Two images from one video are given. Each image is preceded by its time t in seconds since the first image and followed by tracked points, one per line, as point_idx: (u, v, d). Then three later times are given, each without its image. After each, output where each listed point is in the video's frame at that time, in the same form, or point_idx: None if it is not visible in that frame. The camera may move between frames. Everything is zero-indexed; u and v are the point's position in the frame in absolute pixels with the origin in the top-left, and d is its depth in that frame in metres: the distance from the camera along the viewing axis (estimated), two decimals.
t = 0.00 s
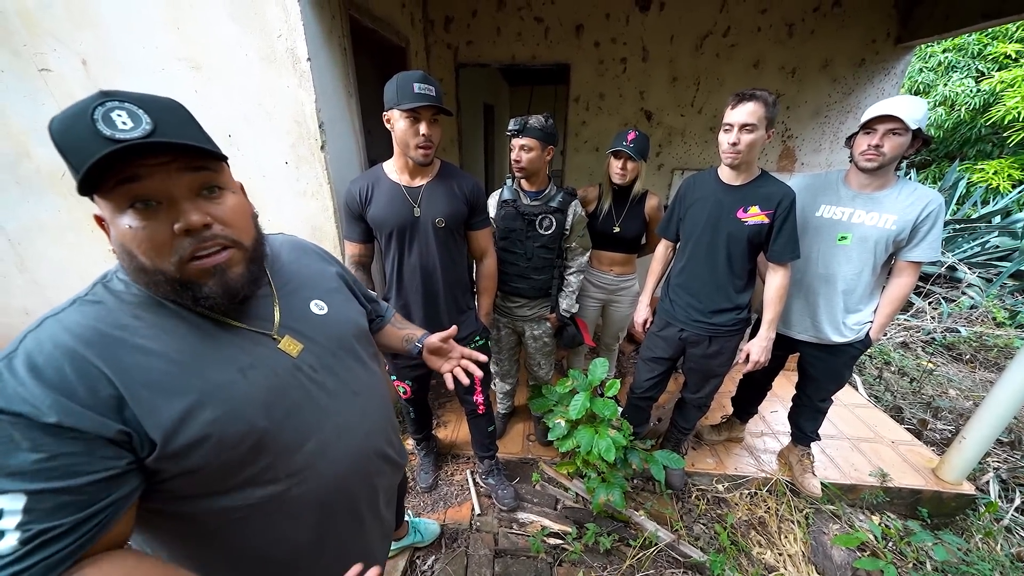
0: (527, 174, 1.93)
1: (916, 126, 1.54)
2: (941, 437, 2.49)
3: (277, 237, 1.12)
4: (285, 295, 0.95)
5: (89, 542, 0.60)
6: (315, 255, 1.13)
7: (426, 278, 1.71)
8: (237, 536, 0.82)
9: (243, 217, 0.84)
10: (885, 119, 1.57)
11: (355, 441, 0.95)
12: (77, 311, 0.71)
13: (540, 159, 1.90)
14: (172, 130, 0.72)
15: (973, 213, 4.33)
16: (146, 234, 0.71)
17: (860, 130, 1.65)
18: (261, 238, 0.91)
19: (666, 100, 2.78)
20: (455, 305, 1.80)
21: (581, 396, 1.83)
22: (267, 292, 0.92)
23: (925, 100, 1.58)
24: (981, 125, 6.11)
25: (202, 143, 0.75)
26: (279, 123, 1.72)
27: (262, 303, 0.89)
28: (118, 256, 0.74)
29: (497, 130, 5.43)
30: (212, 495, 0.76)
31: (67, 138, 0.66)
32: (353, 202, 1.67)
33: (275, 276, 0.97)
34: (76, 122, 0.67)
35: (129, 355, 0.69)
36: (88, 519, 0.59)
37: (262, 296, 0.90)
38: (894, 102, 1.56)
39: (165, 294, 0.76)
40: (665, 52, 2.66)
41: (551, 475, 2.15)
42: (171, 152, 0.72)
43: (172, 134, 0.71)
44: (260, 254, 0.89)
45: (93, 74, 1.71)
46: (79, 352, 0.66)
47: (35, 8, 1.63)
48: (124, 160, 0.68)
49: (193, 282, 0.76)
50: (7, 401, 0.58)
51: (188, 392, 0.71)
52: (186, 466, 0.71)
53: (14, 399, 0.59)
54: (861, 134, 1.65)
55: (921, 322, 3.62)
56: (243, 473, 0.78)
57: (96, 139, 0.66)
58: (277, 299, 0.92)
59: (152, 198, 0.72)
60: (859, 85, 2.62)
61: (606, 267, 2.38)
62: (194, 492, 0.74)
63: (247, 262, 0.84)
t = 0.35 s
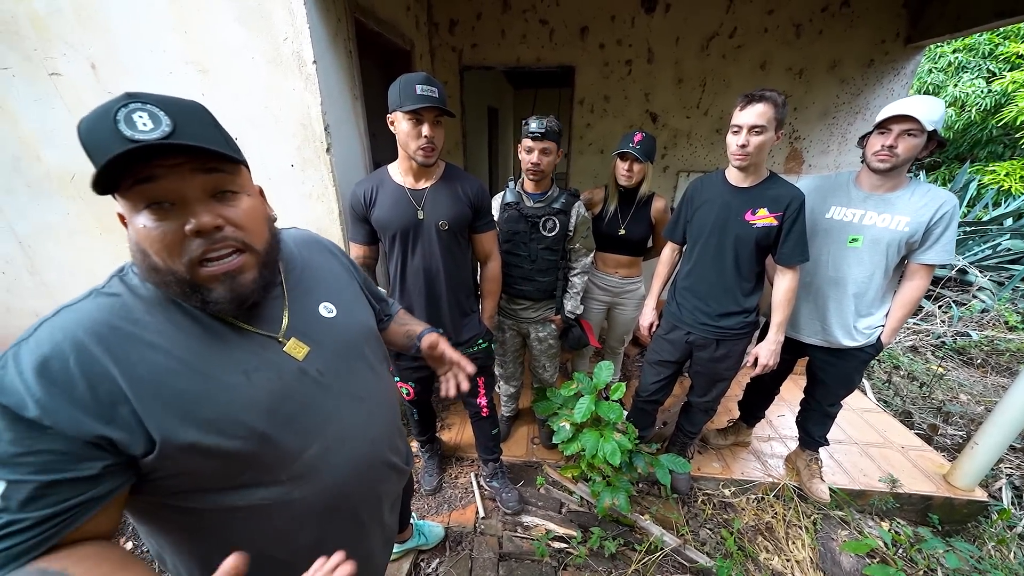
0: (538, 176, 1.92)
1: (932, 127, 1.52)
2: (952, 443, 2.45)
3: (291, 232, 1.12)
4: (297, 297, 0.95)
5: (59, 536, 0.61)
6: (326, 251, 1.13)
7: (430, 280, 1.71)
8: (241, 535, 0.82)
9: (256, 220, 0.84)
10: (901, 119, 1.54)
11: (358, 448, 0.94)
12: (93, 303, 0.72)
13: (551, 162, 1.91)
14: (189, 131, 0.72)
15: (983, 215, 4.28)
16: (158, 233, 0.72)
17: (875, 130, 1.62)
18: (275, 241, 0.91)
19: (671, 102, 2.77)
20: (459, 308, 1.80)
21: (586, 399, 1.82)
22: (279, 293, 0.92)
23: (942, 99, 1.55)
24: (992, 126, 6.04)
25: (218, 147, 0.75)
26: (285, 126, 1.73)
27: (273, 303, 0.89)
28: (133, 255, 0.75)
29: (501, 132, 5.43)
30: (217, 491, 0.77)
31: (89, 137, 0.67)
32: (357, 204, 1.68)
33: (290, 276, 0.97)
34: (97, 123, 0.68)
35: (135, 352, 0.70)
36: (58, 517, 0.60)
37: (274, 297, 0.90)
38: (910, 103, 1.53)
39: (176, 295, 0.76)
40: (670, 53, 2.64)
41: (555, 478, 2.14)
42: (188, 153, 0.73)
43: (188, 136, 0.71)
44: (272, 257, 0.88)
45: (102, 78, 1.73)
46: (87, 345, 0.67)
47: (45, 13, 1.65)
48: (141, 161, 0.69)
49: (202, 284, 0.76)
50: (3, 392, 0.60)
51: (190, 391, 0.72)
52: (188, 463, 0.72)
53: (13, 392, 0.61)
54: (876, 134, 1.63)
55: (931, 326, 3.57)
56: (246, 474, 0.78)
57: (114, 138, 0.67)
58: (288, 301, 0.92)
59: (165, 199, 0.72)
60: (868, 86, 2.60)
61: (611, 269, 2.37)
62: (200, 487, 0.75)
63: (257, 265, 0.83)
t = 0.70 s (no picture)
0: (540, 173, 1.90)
1: (937, 124, 1.51)
2: (954, 441, 2.45)
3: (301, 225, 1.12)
4: (306, 291, 0.94)
5: (65, 517, 0.59)
6: (338, 247, 1.13)
7: (432, 278, 1.71)
8: (243, 529, 0.81)
9: (279, 210, 0.85)
10: (906, 116, 1.53)
11: (362, 444, 0.94)
12: (110, 288, 0.73)
13: (553, 159, 1.90)
14: (223, 122, 0.74)
15: (987, 213, 4.26)
16: (192, 219, 0.73)
17: (879, 127, 1.62)
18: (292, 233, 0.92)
19: (673, 99, 2.75)
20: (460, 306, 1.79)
21: (588, 398, 1.81)
22: (290, 286, 0.92)
23: (947, 96, 1.54)
24: (995, 124, 6.01)
25: (250, 138, 0.78)
26: (286, 123, 1.72)
27: (285, 295, 0.90)
28: (159, 243, 0.75)
29: (502, 129, 5.42)
30: (223, 485, 0.76)
31: (128, 127, 0.68)
32: (359, 202, 1.67)
33: (302, 270, 0.98)
34: (136, 114, 0.69)
35: (151, 336, 0.70)
36: (63, 496, 0.58)
37: (285, 289, 0.91)
38: (915, 100, 1.52)
39: (203, 281, 0.76)
40: (672, 50, 2.63)
41: (557, 476, 2.14)
42: (221, 142, 0.74)
43: (224, 127, 0.73)
44: (292, 247, 0.89)
45: (103, 75, 1.72)
46: (105, 328, 0.67)
47: (45, 9, 1.64)
48: (180, 148, 0.70)
49: (232, 270, 0.77)
50: (16, 367, 0.60)
51: (201, 378, 0.72)
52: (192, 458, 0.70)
53: (28, 367, 0.60)
54: (880, 131, 1.62)
55: (933, 324, 3.57)
56: (253, 467, 0.77)
57: (152, 127, 0.68)
58: (298, 294, 0.92)
59: (199, 185, 0.73)
60: (871, 82, 2.58)
61: (614, 267, 2.36)
62: (205, 481, 0.74)
63: (280, 254, 0.85)
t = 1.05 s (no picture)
0: (537, 178, 1.92)
1: (929, 131, 1.52)
2: (953, 446, 2.44)
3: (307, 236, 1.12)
4: (310, 292, 0.95)
5: (85, 513, 0.61)
6: (343, 256, 1.13)
7: (430, 282, 1.71)
8: (245, 526, 0.81)
9: (282, 214, 0.85)
10: (898, 123, 1.55)
11: (365, 444, 0.94)
12: (122, 289, 0.73)
13: (550, 165, 1.91)
14: (230, 129, 0.75)
15: (982, 218, 4.29)
16: (195, 221, 0.74)
17: (871, 134, 1.63)
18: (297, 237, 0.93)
19: (670, 106, 2.78)
20: (458, 310, 1.80)
21: (586, 402, 1.82)
22: (294, 287, 0.93)
23: (938, 103, 1.56)
24: (989, 130, 6.07)
25: (257, 144, 0.78)
26: (287, 129, 1.74)
27: (288, 296, 0.90)
28: (166, 243, 0.76)
29: (501, 135, 5.45)
30: (225, 481, 0.76)
31: (140, 133, 0.70)
32: (358, 207, 1.68)
33: (304, 273, 0.98)
34: (149, 121, 0.70)
35: (161, 335, 0.71)
36: (84, 493, 0.60)
37: (289, 290, 0.91)
38: (906, 107, 1.54)
39: (203, 280, 0.77)
40: (669, 58, 2.66)
41: (555, 481, 2.13)
42: (226, 148, 0.75)
43: (230, 134, 0.74)
44: (295, 248, 0.89)
45: (105, 81, 1.74)
46: (117, 328, 0.68)
47: (49, 16, 1.66)
48: (186, 154, 0.71)
49: (229, 270, 0.77)
50: (37, 365, 0.61)
51: (209, 376, 0.72)
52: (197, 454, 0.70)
53: (48, 365, 0.61)
54: (872, 138, 1.64)
55: (931, 329, 3.58)
56: (258, 461, 0.77)
57: (162, 133, 0.69)
58: (302, 295, 0.93)
59: (203, 189, 0.74)
60: (865, 89, 2.61)
61: (613, 272, 2.37)
62: (209, 477, 0.74)
63: (280, 255, 0.84)
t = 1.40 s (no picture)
0: (538, 181, 1.92)
1: (929, 136, 1.52)
2: (957, 452, 2.43)
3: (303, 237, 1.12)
4: (307, 295, 0.95)
5: (105, 511, 0.61)
6: (340, 258, 1.13)
7: (431, 286, 1.71)
8: (247, 530, 0.81)
9: (278, 213, 0.86)
10: (899, 128, 1.55)
11: (365, 446, 0.93)
12: (121, 294, 0.74)
13: (550, 168, 1.91)
14: (223, 131, 0.76)
15: (985, 222, 4.27)
16: (192, 222, 0.74)
17: (872, 138, 1.63)
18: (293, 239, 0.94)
19: (671, 110, 2.79)
20: (458, 314, 1.80)
21: (586, 406, 1.81)
22: (290, 289, 0.93)
23: (939, 108, 1.55)
24: (991, 134, 6.06)
25: (251, 144, 0.79)
26: (288, 133, 1.75)
27: (285, 298, 0.90)
28: (163, 247, 0.76)
29: (502, 138, 5.47)
30: (224, 486, 0.76)
31: (134, 138, 0.70)
32: (359, 211, 1.69)
33: (301, 276, 0.98)
34: (142, 125, 0.71)
35: (162, 337, 0.71)
36: (102, 492, 0.60)
37: (286, 292, 0.91)
38: (906, 111, 1.54)
39: (203, 281, 0.77)
40: (670, 62, 2.67)
41: (555, 486, 2.12)
42: (221, 150, 0.76)
43: (224, 134, 0.75)
44: (291, 248, 0.90)
45: (109, 84, 1.75)
46: (118, 330, 0.68)
47: (54, 21, 1.67)
48: (181, 156, 0.72)
49: (230, 268, 0.77)
50: (44, 368, 0.61)
51: (210, 377, 0.72)
52: (199, 458, 0.70)
53: (55, 367, 0.61)
54: (873, 142, 1.63)
55: (934, 333, 3.56)
56: (259, 464, 0.77)
57: (155, 136, 0.70)
58: (300, 297, 0.93)
59: (199, 191, 0.75)
60: (866, 94, 2.61)
61: (614, 275, 2.37)
62: (209, 482, 0.74)
63: (278, 253, 0.85)
